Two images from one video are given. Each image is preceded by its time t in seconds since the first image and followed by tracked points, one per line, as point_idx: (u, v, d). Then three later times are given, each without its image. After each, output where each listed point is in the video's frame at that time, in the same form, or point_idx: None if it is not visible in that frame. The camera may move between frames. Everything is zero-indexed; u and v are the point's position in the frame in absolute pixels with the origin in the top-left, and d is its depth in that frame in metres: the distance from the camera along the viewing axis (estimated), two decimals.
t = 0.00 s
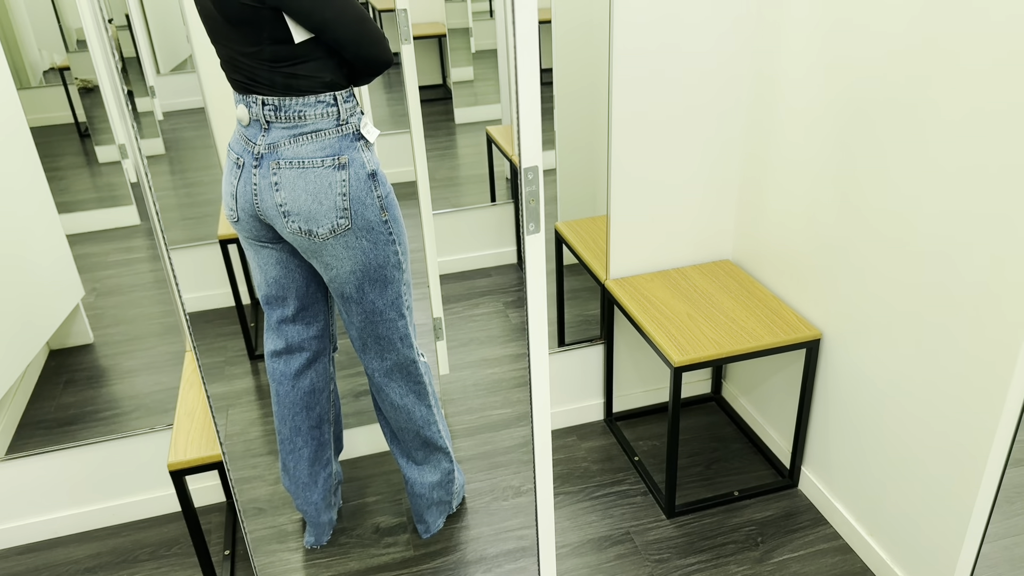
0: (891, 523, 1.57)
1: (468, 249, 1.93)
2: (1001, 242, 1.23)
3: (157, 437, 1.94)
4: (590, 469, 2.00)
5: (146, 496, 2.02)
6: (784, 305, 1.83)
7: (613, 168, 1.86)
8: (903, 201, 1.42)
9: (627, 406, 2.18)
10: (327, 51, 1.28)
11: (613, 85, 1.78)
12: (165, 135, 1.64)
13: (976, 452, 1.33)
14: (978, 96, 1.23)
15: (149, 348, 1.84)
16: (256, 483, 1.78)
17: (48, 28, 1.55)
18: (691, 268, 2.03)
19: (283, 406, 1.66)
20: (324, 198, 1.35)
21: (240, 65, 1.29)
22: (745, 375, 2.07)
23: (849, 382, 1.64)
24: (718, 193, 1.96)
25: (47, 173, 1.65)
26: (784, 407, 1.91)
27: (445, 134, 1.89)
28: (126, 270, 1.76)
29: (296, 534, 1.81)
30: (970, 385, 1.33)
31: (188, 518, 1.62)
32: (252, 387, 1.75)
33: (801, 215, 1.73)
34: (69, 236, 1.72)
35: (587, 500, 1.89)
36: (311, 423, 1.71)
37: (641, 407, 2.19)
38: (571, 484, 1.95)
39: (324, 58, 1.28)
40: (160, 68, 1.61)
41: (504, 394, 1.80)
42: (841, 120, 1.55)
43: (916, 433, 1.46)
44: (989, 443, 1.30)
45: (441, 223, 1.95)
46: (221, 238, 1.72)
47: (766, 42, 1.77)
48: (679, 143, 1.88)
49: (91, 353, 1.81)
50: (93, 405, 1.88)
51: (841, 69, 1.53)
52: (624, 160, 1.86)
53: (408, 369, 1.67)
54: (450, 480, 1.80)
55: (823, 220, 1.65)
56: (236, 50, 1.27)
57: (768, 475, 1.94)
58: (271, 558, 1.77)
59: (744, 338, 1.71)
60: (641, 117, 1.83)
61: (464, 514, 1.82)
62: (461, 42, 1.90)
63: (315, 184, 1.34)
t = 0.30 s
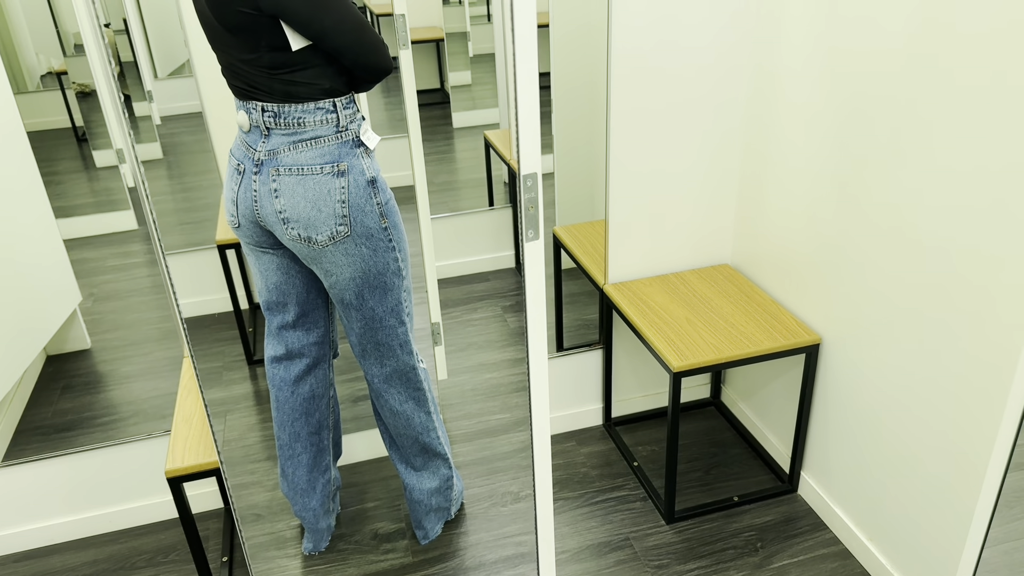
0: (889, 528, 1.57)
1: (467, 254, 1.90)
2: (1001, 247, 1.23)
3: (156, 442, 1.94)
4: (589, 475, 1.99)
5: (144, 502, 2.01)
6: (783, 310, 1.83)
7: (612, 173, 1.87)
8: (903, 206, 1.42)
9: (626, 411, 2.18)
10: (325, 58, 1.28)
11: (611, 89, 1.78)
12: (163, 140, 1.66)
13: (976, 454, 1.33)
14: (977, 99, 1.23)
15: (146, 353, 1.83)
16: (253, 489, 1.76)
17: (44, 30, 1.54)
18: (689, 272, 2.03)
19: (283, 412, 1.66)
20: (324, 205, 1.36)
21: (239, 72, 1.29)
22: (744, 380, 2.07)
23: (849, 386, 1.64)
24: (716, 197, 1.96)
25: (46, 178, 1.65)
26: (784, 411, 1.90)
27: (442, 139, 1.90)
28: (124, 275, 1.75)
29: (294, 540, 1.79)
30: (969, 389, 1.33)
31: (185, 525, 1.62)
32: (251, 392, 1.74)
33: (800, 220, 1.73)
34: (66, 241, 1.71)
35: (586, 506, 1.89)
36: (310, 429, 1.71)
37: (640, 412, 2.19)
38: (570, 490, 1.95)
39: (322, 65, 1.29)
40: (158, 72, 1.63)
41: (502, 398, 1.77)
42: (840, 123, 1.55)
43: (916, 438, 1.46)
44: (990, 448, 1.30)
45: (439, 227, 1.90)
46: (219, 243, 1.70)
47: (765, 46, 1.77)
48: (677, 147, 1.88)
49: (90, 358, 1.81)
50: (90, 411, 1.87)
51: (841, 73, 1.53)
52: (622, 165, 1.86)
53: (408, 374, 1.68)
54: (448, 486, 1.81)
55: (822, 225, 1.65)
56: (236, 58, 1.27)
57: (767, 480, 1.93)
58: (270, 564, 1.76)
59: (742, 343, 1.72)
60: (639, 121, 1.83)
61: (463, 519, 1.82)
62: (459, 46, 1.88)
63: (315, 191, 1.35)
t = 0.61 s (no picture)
0: (883, 537, 1.56)
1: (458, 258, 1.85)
2: (993, 255, 1.23)
3: (143, 452, 1.92)
4: (581, 483, 1.98)
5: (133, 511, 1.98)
6: (775, 317, 1.82)
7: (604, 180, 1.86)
8: (896, 214, 1.41)
9: (618, 419, 2.17)
10: (321, 65, 1.26)
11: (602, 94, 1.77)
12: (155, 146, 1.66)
13: (970, 463, 1.32)
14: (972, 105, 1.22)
15: (136, 362, 1.81)
16: (240, 500, 1.77)
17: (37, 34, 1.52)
18: (681, 279, 2.02)
19: (276, 422, 1.67)
20: (320, 213, 1.34)
21: (232, 80, 1.28)
22: (737, 388, 2.06)
23: (842, 394, 1.63)
24: (708, 205, 1.96)
25: (36, 184, 1.62)
26: (777, 420, 1.89)
27: (437, 145, 1.91)
28: (115, 282, 1.74)
29: (284, 551, 1.79)
30: (964, 397, 1.31)
31: (171, 536, 1.60)
32: (240, 401, 1.75)
33: (792, 225, 1.72)
34: (54, 248, 1.69)
35: (579, 515, 1.88)
36: (303, 440, 1.73)
37: (632, 419, 2.18)
38: (562, 498, 1.93)
39: (317, 73, 1.27)
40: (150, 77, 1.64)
41: (494, 407, 1.72)
42: (832, 128, 1.55)
43: (909, 446, 1.45)
44: (984, 457, 1.29)
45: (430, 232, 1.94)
46: (208, 250, 1.72)
47: (756, 52, 1.76)
48: (671, 153, 1.87)
49: (78, 366, 1.78)
50: (79, 420, 1.85)
51: (832, 78, 1.53)
52: (616, 171, 1.85)
53: (402, 387, 1.66)
54: (440, 497, 1.78)
55: (815, 232, 1.64)
56: (231, 67, 1.26)
57: (761, 488, 1.92)
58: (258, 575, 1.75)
59: (736, 351, 1.70)
60: (631, 127, 1.82)
61: (455, 530, 1.80)
62: (453, 51, 1.84)
63: (310, 199, 1.33)
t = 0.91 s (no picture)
0: (871, 548, 1.56)
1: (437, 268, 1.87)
2: (978, 266, 1.22)
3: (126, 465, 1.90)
4: (569, 494, 1.97)
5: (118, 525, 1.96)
6: (763, 327, 1.82)
7: (591, 189, 1.85)
8: (882, 224, 1.41)
9: (607, 428, 2.16)
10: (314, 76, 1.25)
11: (589, 102, 1.77)
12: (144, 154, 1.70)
13: (956, 473, 1.31)
14: (954, 114, 1.22)
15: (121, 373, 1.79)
16: (227, 513, 1.77)
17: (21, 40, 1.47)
18: (670, 289, 2.01)
19: (267, 432, 1.67)
20: (315, 224, 1.33)
21: (224, 91, 1.27)
22: (725, 397, 2.06)
23: (829, 404, 1.62)
24: (696, 214, 1.96)
25: (26, 191, 1.57)
26: (766, 429, 1.89)
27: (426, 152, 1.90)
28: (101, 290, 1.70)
29: (269, 564, 1.79)
30: (950, 407, 1.31)
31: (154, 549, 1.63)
32: (226, 412, 1.75)
33: (778, 233, 1.72)
34: (43, 258, 1.64)
35: (567, 526, 1.86)
36: (296, 451, 1.73)
37: (620, 429, 2.17)
38: (550, 510, 1.92)
39: (310, 84, 1.26)
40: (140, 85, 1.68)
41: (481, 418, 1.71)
42: (816, 136, 1.55)
43: (896, 457, 1.45)
44: (970, 469, 1.28)
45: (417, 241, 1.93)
46: (195, 260, 1.82)
47: (741, 58, 1.76)
48: (660, 162, 1.87)
49: (63, 378, 1.76)
50: (63, 432, 1.83)
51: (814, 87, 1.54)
52: (604, 179, 1.85)
53: (392, 399, 1.65)
54: (426, 511, 1.75)
55: (801, 241, 1.64)
56: (223, 77, 1.25)
57: (749, 498, 1.92)
58: None
59: (726, 362, 1.69)
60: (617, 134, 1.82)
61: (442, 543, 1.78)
62: (445, 58, 1.85)
63: (305, 209, 1.32)
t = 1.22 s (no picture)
0: (862, 556, 1.55)
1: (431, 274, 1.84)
2: (965, 272, 1.22)
3: (114, 474, 1.88)
4: (561, 501, 1.96)
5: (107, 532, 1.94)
6: (753, 333, 1.81)
7: (582, 195, 1.85)
8: (871, 230, 1.40)
9: (599, 435, 2.15)
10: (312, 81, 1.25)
11: (580, 109, 1.77)
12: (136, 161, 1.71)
13: (946, 481, 1.31)
14: (941, 120, 1.22)
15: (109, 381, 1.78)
16: (217, 520, 1.77)
17: (9, 47, 1.46)
18: (661, 295, 2.01)
19: (263, 438, 1.66)
20: (318, 228, 1.32)
21: (220, 99, 1.27)
22: (715, 402, 2.06)
23: (820, 411, 1.62)
24: (686, 220, 1.95)
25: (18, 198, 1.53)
26: (756, 434, 1.88)
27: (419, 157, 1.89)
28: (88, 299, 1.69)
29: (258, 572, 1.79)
30: (939, 413, 1.31)
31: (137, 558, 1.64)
32: (216, 420, 1.77)
33: (769, 239, 1.71)
34: (33, 264, 1.61)
35: (558, 534, 1.85)
36: (291, 458, 1.72)
37: (613, 435, 2.17)
38: (542, 517, 1.91)
39: (309, 89, 1.26)
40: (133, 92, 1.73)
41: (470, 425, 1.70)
42: (805, 142, 1.55)
43: (888, 464, 1.44)
44: (959, 476, 1.28)
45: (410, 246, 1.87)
46: (184, 267, 1.81)
47: (731, 68, 1.76)
48: (651, 168, 1.87)
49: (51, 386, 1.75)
50: (51, 440, 1.81)
51: (804, 94, 1.54)
52: (597, 185, 1.85)
53: (391, 405, 1.59)
54: (417, 519, 1.74)
55: (792, 247, 1.64)
56: (221, 86, 1.25)
57: (741, 505, 1.91)
58: None
59: (718, 367, 1.69)
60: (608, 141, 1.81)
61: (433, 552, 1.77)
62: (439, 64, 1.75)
63: (308, 213, 1.31)
